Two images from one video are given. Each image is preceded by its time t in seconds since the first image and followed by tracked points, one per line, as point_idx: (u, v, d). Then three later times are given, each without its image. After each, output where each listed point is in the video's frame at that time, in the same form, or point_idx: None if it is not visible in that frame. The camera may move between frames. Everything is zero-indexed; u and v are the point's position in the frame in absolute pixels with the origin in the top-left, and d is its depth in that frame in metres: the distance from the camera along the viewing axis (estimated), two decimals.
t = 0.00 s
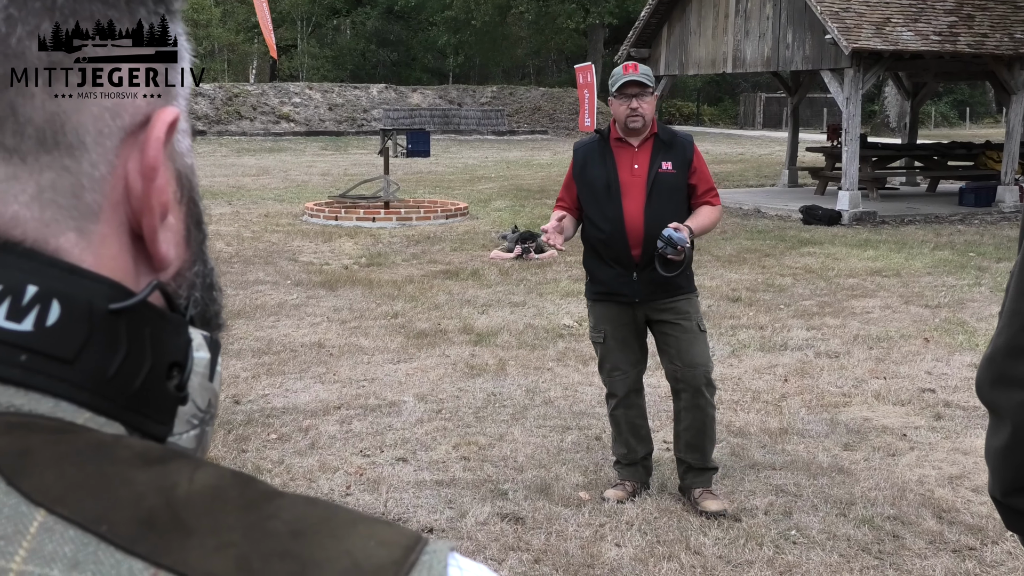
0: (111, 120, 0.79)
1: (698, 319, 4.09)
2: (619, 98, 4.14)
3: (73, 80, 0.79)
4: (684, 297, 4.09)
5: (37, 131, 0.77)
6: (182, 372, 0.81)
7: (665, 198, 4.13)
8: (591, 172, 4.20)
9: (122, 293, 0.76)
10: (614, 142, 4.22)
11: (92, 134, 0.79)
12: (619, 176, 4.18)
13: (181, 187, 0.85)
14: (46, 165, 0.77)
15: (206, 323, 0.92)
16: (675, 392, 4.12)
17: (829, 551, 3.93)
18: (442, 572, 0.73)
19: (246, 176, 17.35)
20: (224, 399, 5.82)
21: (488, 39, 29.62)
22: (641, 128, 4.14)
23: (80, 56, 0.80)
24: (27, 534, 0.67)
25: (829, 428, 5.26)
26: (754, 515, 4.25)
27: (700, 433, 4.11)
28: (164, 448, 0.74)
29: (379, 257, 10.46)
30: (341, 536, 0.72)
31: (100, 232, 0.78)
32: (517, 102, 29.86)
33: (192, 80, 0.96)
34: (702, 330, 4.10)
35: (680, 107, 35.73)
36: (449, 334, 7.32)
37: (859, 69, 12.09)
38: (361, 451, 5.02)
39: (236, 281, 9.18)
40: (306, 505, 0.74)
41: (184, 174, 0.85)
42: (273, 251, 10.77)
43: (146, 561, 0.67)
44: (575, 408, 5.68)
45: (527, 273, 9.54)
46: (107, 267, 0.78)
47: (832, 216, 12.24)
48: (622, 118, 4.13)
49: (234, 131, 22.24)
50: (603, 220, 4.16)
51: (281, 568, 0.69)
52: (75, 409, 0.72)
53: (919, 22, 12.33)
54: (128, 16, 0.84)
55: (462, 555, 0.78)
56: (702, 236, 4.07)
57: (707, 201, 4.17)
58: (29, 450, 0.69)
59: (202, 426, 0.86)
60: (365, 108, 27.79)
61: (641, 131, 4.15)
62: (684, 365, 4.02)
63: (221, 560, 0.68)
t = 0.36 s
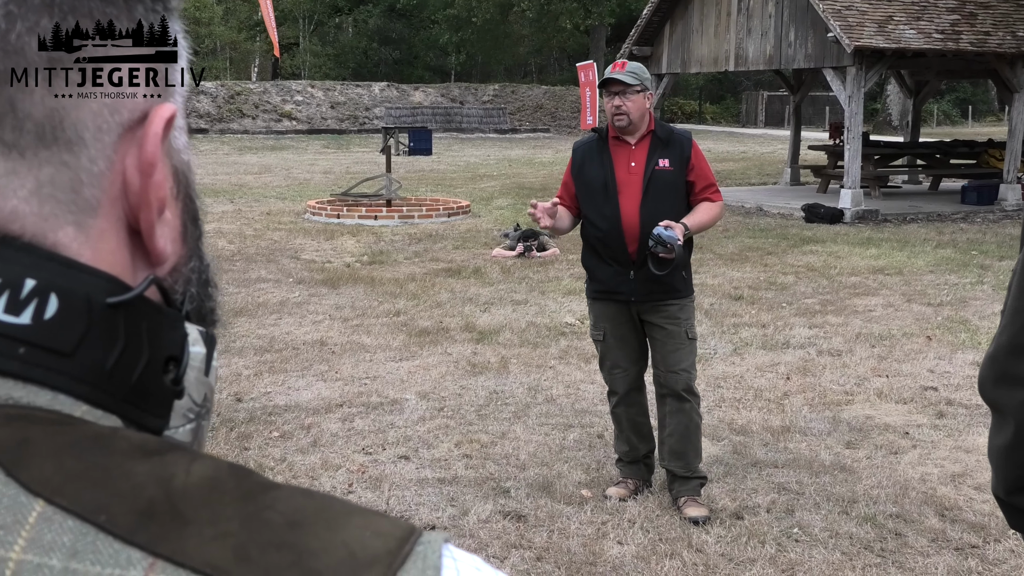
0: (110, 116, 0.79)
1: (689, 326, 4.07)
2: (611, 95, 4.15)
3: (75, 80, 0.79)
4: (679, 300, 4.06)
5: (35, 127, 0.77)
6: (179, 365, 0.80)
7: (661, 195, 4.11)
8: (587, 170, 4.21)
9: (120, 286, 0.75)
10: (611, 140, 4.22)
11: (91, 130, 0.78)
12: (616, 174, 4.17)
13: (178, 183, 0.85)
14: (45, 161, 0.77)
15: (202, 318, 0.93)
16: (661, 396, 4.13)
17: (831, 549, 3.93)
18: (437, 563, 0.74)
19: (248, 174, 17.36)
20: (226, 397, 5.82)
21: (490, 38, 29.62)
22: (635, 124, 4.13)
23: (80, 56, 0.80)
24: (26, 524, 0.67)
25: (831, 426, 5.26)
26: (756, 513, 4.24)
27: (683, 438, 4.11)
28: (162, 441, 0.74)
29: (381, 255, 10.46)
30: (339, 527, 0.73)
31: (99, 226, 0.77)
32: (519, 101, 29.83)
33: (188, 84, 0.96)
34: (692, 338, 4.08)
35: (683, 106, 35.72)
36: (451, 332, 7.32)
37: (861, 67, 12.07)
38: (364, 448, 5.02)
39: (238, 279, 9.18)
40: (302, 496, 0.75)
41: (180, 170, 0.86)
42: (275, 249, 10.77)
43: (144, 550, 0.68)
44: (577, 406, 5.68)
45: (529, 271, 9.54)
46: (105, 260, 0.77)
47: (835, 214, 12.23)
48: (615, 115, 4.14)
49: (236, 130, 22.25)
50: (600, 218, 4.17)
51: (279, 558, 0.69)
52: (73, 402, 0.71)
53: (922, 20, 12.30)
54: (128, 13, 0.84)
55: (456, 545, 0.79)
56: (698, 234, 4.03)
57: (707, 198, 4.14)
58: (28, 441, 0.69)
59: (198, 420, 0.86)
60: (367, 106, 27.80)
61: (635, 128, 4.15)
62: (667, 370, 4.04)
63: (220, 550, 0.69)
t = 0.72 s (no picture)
0: (91, 114, 0.78)
1: (689, 325, 4.07)
2: (609, 94, 4.15)
3: (71, 79, 0.79)
4: (678, 299, 4.06)
5: (18, 125, 0.77)
6: (161, 364, 0.80)
7: (661, 192, 4.11)
8: (587, 167, 4.21)
9: (102, 285, 0.75)
10: (611, 138, 4.22)
11: (73, 128, 0.78)
12: (616, 171, 4.18)
13: (159, 181, 0.85)
14: (27, 159, 0.76)
15: (182, 318, 0.93)
16: (663, 396, 4.13)
17: (833, 548, 3.93)
18: (422, 560, 0.75)
19: (250, 173, 17.35)
20: (228, 395, 5.83)
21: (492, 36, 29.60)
22: (633, 122, 4.14)
23: (80, 56, 0.80)
24: (12, 522, 0.67)
25: (833, 424, 5.26)
26: (758, 512, 4.25)
27: (685, 437, 4.11)
28: (147, 439, 0.74)
29: (383, 253, 10.46)
30: (325, 523, 0.73)
31: (81, 224, 0.77)
32: (521, 99, 29.83)
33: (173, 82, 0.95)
34: (692, 337, 4.08)
35: (685, 104, 35.68)
36: (453, 330, 7.33)
37: (864, 66, 12.04)
38: (365, 447, 5.03)
39: (240, 278, 9.19)
40: (287, 494, 0.75)
41: (162, 170, 0.85)
42: (277, 248, 10.77)
43: (132, 547, 0.68)
44: (579, 405, 5.68)
45: (531, 270, 9.54)
46: (87, 259, 0.77)
47: (836, 212, 12.22)
48: (614, 113, 4.15)
49: (238, 128, 22.26)
50: (600, 215, 4.17)
51: (265, 553, 0.70)
52: (57, 401, 0.71)
53: (924, 19, 12.28)
54: (124, 15, 0.84)
55: (440, 541, 0.80)
56: (698, 232, 4.03)
57: (708, 195, 4.13)
58: (12, 439, 0.68)
59: (180, 419, 0.86)
60: (369, 105, 27.79)
61: (634, 126, 4.15)
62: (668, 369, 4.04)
63: (208, 547, 0.69)
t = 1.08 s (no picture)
0: (75, 118, 0.78)
1: (688, 325, 4.07)
2: (610, 93, 4.13)
3: (71, 80, 0.79)
4: (676, 298, 4.06)
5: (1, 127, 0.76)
6: (145, 369, 0.80)
7: (661, 192, 4.11)
8: (587, 165, 4.21)
9: (86, 291, 0.75)
10: (611, 137, 4.21)
11: (56, 132, 0.77)
12: (616, 170, 4.17)
13: (142, 185, 0.84)
14: (11, 162, 0.76)
15: (165, 322, 0.93)
16: (660, 395, 4.13)
17: (831, 546, 3.93)
18: (410, 563, 0.74)
19: (249, 171, 17.33)
20: (226, 394, 5.83)
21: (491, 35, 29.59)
22: (634, 121, 4.13)
23: (79, 56, 0.80)
24: None
25: (831, 423, 5.26)
26: (756, 511, 4.25)
27: (683, 436, 4.11)
28: (131, 445, 0.73)
29: (381, 252, 10.45)
30: (313, 526, 0.73)
31: (64, 229, 0.77)
32: (520, 98, 29.81)
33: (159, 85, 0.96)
34: (690, 336, 4.07)
35: (684, 103, 35.69)
36: (452, 329, 7.32)
37: (862, 65, 12.03)
38: (363, 446, 5.02)
39: (239, 276, 9.18)
40: (275, 499, 0.75)
41: (145, 173, 0.85)
42: (275, 246, 10.76)
43: (118, 556, 0.67)
44: (577, 404, 5.68)
45: (530, 269, 9.53)
46: (70, 263, 0.77)
47: (835, 211, 12.22)
48: (614, 112, 4.13)
49: (237, 126, 22.24)
50: (599, 214, 4.17)
51: (252, 559, 0.69)
52: (42, 407, 0.71)
53: (922, 18, 12.28)
54: (123, 16, 0.85)
55: (429, 546, 0.79)
56: (697, 232, 4.03)
57: (707, 197, 4.13)
58: None
59: (164, 423, 0.87)
60: (368, 103, 27.78)
61: (634, 125, 4.14)
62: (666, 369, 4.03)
63: (193, 552, 0.69)
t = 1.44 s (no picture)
0: (72, 117, 0.77)
1: (684, 324, 4.06)
2: (609, 92, 4.12)
3: (73, 81, 0.78)
4: (673, 297, 4.05)
5: None
6: (145, 368, 0.79)
7: (658, 191, 4.10)
8: (585, 162, 4.20)
9: (84, 290, 0.74)
10: (609, 135, 4.21)
11: (54, 131, 0.77)
12: (614, 168, 4.17)
13: (141, 183, 0.84)
14: (8, 161, 0.75)
15: (166, 320, 0.92)
16: (656, 393, 4.13)
17: (827, 545, 3.93)
18: (410, 567, 0.74)
19: (245, 169, 17.29)
20: (222, 392, 5.81)
21: (488, 33, 29.55)
22: (633, 120, 4.13)
23: (80, 56, 0.79)
24: None
25: (827, 422, 5.26)
26: (752, 509, 4.25)
27: (679, 435, 4.11)
28: (130, 446, 0.73)
29: (378, 250, 10.45)
30: (311, 528, 0.73)
31: (61, 230, 0.76)
32: (517, 97, 29.79)
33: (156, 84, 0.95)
34: (686, 334, 4.07)
35: (681, 102, 35.68)
36: (449, 327, 7.31)
37: (859, 64, 12.01)
38: (360, 445, 5.01)
39: (235, 274, 9.16)
40: (275, 500, 0.74)
41: (144, 171, 0.84)
42: (272, 245, 10.73)
43: (116, 558, 0.67)
44: (575, 402, 5.68)
45: (527, 267, 9.52)
46: (68, 263, 0.76)
47: (832, 210, 12.23)
48: (613, 110, 4.13)
49: (234, 124, 22.20)
50: (596, 211, 4.16)
51: (251, 562, 0.69)
52: (40, 407, 0.70)
53: (919, 18, 12.29)
54: (123, 17, 0.84)
55: (428, 548, 0.79)
56: (694, 232, 4.03)
57: (703, 196, 4.13)
58: None
59: (164, 423, 0.86)
60: (365, 101, 27.74)
61: (632, 124, 4.14)
62: (662, 367, 4.03)
63: (190, 554, 0.68)
